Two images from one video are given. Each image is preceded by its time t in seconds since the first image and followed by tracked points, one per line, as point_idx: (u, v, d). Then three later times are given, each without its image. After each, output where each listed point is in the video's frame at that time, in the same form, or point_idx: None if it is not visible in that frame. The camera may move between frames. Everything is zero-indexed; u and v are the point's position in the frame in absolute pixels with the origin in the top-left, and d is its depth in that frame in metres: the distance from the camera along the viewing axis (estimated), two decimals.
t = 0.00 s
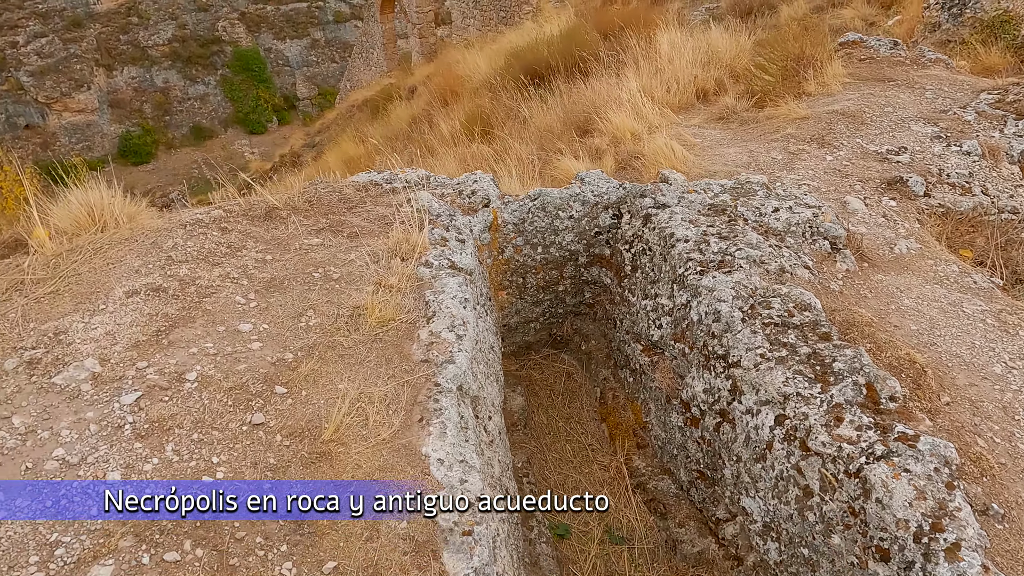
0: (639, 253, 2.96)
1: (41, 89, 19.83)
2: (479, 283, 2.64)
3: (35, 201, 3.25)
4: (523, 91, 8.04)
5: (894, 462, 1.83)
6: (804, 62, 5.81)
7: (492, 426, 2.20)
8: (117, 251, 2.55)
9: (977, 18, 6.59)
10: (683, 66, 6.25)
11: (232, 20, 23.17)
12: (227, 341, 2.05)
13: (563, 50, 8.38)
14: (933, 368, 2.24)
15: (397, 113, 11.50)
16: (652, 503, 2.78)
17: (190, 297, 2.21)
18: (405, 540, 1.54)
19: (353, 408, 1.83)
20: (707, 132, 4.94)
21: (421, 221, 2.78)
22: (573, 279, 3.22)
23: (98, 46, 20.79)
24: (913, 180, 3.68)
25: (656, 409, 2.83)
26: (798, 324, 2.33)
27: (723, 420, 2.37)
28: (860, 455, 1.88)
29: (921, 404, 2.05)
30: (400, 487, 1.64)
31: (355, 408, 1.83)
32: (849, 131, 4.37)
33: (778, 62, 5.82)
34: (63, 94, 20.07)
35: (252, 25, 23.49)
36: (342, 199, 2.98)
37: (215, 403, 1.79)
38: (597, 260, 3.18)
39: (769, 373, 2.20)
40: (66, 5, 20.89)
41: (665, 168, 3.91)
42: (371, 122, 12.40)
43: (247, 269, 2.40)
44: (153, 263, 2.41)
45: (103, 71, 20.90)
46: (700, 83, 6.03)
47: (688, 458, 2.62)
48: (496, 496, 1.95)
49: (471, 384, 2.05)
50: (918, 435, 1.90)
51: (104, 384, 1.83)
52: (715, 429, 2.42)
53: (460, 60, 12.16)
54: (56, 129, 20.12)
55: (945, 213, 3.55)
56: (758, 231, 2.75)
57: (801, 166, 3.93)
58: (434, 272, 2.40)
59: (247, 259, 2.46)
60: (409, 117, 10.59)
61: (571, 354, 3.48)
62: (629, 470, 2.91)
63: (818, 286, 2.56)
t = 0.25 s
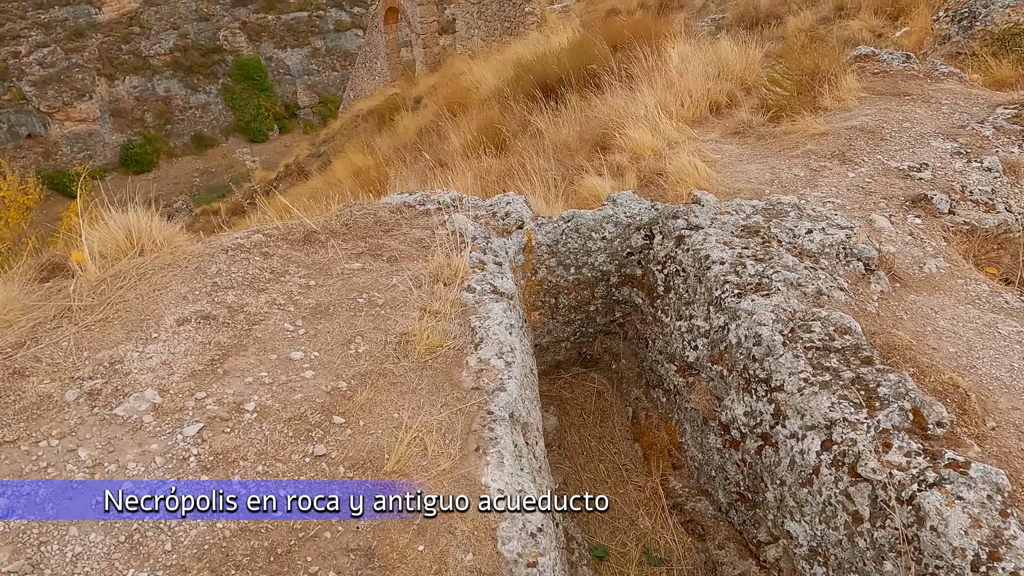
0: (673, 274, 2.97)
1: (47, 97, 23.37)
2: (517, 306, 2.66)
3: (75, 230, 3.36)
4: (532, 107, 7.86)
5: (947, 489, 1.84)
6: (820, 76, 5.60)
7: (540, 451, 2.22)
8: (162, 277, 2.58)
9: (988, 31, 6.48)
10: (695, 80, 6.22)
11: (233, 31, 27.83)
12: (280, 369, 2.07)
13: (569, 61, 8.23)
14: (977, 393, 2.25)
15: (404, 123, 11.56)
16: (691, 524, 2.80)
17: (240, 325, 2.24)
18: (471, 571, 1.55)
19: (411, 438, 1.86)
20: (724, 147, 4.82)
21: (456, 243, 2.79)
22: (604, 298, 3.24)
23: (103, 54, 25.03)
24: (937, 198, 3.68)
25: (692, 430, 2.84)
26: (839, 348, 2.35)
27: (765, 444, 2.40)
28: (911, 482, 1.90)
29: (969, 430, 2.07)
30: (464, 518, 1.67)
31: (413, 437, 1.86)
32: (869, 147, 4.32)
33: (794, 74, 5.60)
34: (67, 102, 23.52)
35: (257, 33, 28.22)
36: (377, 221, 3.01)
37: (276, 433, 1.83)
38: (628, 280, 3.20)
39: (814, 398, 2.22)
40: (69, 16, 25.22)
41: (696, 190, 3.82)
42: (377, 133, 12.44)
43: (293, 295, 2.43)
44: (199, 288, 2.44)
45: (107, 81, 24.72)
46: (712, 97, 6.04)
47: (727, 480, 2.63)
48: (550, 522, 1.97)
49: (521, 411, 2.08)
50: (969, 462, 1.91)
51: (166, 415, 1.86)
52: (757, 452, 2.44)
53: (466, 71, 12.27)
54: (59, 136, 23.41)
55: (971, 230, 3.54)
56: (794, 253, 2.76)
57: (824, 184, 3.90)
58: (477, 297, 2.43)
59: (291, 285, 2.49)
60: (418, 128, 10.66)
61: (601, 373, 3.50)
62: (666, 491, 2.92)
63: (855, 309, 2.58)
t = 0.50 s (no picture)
0: (704, 295, 2.98)
1: (50, 109, 23.20)
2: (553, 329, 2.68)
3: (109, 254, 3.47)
4: (542, 120, 7.64)
5: (996, 517, 1.84)
6: (834, 92, 5.47)
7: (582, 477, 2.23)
8: (202, 302, 2.60)
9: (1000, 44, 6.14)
10: (707, 93, 6.17)
11: (238, 42, 28.07)
12: (328, 397, 2.10)
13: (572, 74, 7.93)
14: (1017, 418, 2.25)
15: (412, 134, 11.60)
16: (725, 546, 2.81)
17: (285, 351, 2.26)
18: None
19: (463, 466, 1.88)
20: (741, 163, 4.76)
21: (489, 266, 2.80)
22: (632, 318, 3.25)
23: (108, 64, 25.04)
24: (961, 216, 3.58)
25: (725, 451, 2.85)
26: (877, 372, 2.36)
27: (804, 467, 2.41)
28: (959, 509, 1.90)
29: (1012, 455, 2.07)
30: (519, 548, 1.68)
31: (464, 466, 1.88)
32: (888, 164, 4.23)
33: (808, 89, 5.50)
34: (72, 113, 23.43)
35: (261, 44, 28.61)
36: (409, 243, 3.03)
37: (329, 463, 1.86)
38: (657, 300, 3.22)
39: (854, 423, 2.23)
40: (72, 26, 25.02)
41: (727, 211, 3.77)
42: (383, 144, 12.45)
43: (333, 320, 2.45)
44: (241, 313, 2.46)
45: (111, 91, 24.77)
46: (726, 110, 6.00)
47: (763, 502, 2.64)
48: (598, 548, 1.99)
49: (566, 438, 2.09)
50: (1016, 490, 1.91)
51: (219, 445, 1.88)
52: (795, 476, 2.45)
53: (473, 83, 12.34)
54: (64, 146, 23.42)
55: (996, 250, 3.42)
56: (826, 275, 2.78)
57: (846, 202, 3.86)
58: (516, 322, 2.44)
59: (330, 310, 2.51)
60: (426, 139, 10.70)
61: (628, 393, 3.52)
62: (698, 512, 2.93)
63: (890, 332, 2.59)
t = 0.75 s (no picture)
0: (723, 317, 2.97)
1: (56, 120, 23.33)
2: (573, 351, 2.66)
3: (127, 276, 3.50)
4: (549, 134, 7.59)
5: None
6: (845, 107, 5.45)
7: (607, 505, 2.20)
8: (223, 327, 2.59)
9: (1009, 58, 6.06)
10: (716, 107, 6.17)
11: (242, 52, 28.14)
12: (353, 426, 2.08)
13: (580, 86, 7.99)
14: None
15: (417, 145, 11.63)
16: (748, 572, 2.78)
17: (308, 379, 2.26)
18: None
19: (489, 499, 1.86)
20: (752, 177, 4.75)
21: (509, 288, 2.80)
22: (650, 339, 3.23)
23: (114, 75, 25.12)
24: (978, 235, 3.54)
25: (746, 475, 2.82)
26: (903, 398, 2.33)
27: (829, 494, 2.37)
28: (992, 542, 1.86)
29: None
30: None
31: (492, 498, 1.87)
32: (902, 180, 4.21)
33: (818, 103, 5.49)
34: (78, 124, 23.59)
35: (265, 55, 28.67)
36: (428, 264, 3.02)
37: (356, 496, 1.84)
38: (675, 321, 3.21)
39: (881, 451, 2.19)
40: (79, 37, 24.98)
41: (746, 232, 3.70)
42: (389, 156, 12.46)
43: (355, 346, 2.44)
44: (262, 339, 2.46)
45: (117, 102, 24.87)
46: (735, 123, 5.98)
47: (786, 528, 2.60)
48: None
49: (591, 467, 2.06)
50: None
51: (246, 477, 1.87)
52: (820, 502, 2.41)
53: (478, 95, 12.36)
54: (70, 157, 23.58)
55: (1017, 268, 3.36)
56: (847, 297, 2.76)
57: (861, 219, 3.83)
58: (538, 347, 2.43)
59: (352, 335, 2.50)
60: (432, 151, 10.71)
61: (646, 413, 3.50)
62: (719, 536, 2.89)
63: (914, 356, 2.56)
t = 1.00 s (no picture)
0: (737, 336, 2.94)
1: (62, 131, 23.27)
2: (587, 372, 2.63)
3: (139, 297, 3.53)
4: (554, 146, 7.57)
5: None
6: (853, 120, 5.44)
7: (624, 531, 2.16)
8: (236, 348, 2.58)
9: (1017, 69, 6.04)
10: (723, 119, 6.17)
11: (246, 63, 28.32)
12: (367, 451, 2.06)
13: (586, 98, 8.00)
14: None
15: (422, 156, 11.67)
16: None
17: (321, 403, 2.24)
18: None
19: (507, 526, 1.83)
20: (761, 191, 4.74)
21: (521, 308, 2.78)
22: (663, 357, 3.21)
23: (119, 86, 25.17)
24: (992, 250, 3.50)
25: (762, 496, 2.79)
26: (923, 420, 2.29)
27: (849, 518, 2.32)
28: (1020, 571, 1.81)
29: None
30: None
31: (510, 525, 1.84)
32: (913, 195, 4.19)
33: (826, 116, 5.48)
34: (83, 135, 23.64)
35: (269, 65, 28.85)
36: (440, 283, 3.01)
37: (373, 525, 1.81)
38: (688, 339, 3.19)
39: (902, 475, 2.15)
40: (85, 49, 24.98)
41: (759, 250, 3.67)
42: (394, 167, 12.50)
43: (368, 367, 2.43)
44: (275, 361, 2.44)
45: (122, 113, 24.92)
46: (742, 135, 5.97)
47: (804, 552, 2.56)
48: None
49: (608, 493, 2.03)
50: None
51: (261, 505, 1.84)
52: (839, 526, 2.36)
53: (482, 106, 12.42)
54: (75, 167, 23.62)
55: None
56: (863, 316, 2.73)
57: (872, 234, 3.81)
58: (553, 368, 2.41)
59: (365, 356, 2.48)
60: (436, 162, 10.73)
61: (658, 431, 3.48)
62: (735, 558, 2.85)
63: (932, 377, 2.53)
